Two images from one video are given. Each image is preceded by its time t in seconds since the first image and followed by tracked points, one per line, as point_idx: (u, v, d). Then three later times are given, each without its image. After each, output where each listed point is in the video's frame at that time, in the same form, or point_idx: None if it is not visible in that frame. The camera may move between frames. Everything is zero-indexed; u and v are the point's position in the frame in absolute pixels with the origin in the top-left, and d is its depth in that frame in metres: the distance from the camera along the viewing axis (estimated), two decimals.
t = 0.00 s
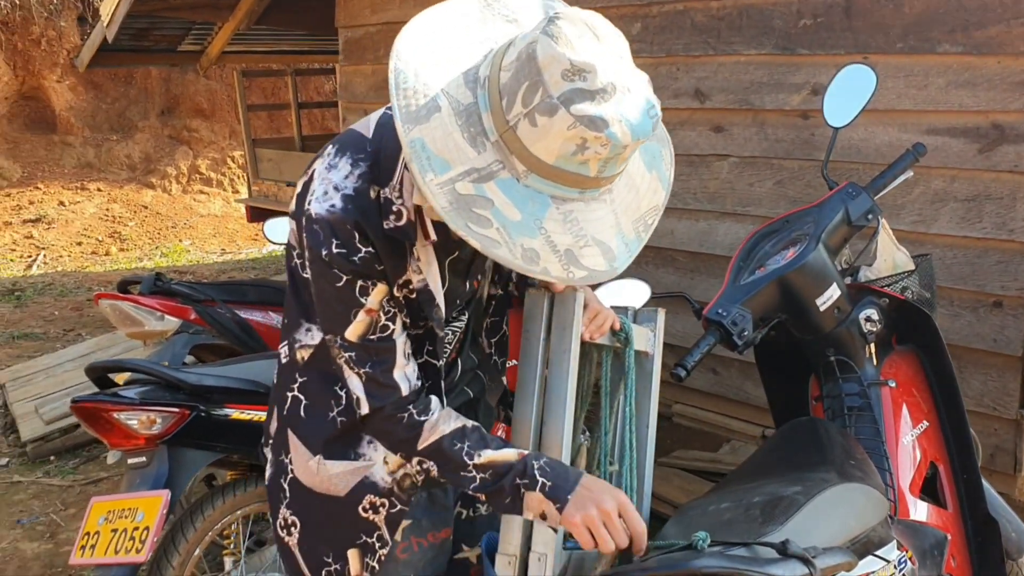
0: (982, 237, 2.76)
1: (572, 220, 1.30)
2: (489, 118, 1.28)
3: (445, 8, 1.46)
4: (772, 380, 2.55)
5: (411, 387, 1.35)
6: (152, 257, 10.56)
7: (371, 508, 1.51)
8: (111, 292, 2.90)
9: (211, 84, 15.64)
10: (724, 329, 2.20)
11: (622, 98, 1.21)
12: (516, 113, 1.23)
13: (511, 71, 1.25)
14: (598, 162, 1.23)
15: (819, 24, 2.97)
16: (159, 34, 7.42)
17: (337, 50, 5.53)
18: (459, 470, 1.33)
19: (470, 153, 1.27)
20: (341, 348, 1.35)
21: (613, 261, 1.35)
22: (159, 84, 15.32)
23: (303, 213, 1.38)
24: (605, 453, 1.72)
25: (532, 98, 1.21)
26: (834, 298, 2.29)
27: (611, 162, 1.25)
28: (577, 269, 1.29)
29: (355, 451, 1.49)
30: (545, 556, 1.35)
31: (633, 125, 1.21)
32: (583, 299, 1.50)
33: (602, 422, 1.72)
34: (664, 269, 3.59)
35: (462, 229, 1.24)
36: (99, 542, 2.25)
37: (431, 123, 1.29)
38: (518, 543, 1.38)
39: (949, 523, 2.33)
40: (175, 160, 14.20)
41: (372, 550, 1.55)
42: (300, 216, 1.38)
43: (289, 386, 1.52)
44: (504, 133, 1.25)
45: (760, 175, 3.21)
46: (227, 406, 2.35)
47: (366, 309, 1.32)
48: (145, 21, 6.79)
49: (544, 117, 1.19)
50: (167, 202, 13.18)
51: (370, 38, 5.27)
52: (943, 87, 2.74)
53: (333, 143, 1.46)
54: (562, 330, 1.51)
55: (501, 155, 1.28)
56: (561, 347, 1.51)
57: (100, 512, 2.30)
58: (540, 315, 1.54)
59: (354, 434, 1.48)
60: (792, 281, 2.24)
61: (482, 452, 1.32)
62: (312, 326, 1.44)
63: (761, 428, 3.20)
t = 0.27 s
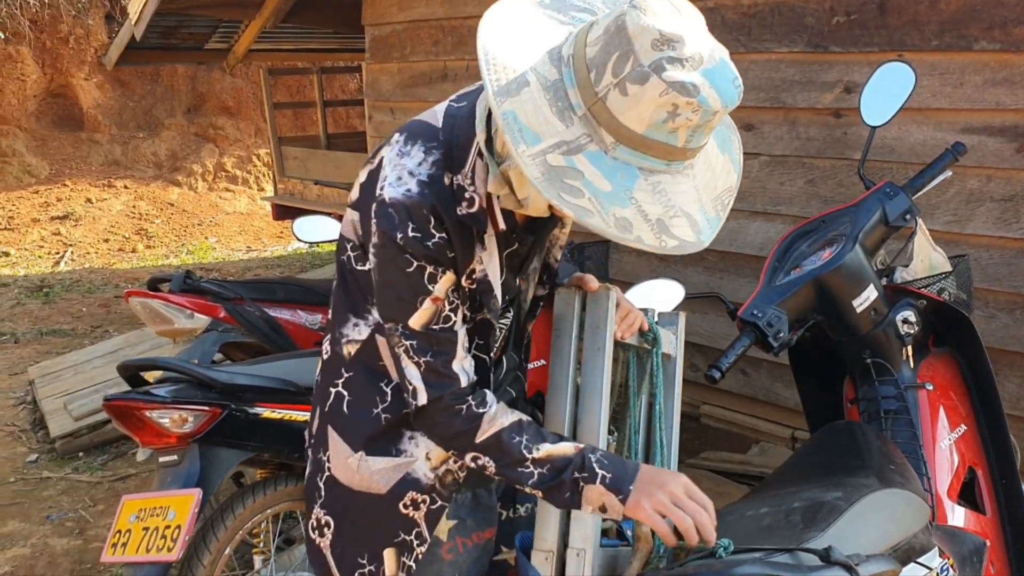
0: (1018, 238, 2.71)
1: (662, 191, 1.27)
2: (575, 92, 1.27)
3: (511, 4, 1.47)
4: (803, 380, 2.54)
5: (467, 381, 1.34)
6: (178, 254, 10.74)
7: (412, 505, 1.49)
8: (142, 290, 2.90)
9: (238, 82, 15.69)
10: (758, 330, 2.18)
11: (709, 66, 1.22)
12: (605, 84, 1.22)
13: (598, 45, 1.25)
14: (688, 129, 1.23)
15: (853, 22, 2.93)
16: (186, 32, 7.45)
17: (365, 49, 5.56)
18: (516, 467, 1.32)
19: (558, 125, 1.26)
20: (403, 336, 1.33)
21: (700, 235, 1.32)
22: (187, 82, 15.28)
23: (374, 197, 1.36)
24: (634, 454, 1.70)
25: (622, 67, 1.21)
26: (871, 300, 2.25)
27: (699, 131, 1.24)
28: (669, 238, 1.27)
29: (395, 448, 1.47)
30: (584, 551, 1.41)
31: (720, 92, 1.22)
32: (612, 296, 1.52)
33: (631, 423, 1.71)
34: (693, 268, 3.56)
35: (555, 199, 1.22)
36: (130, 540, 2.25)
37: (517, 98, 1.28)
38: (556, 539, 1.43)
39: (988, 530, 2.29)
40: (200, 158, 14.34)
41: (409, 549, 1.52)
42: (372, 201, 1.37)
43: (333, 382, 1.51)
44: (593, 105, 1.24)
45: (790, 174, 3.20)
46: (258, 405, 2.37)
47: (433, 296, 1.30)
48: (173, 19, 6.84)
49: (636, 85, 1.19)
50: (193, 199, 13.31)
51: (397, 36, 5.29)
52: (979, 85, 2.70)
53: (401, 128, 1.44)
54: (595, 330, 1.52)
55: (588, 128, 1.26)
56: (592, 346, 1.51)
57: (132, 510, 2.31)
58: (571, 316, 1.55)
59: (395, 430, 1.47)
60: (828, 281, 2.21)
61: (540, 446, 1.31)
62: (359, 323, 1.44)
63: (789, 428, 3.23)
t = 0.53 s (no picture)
0: None
1: (742, 155, 1.25)
2: (655, 59, 1.26)
3: None
4: (834, 380, 2.51)
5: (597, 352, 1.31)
6: (201, 250, 10.86)
7: (518, 500, 1.47)
8: (168, 287, 2.94)
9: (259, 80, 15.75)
10: (790, 331, 2.15)
11: (788, 33, 1.21)
12: (687, 50, 1.22)
13: (681, 13, 1.25)
14: (766, 95, 1.22)
15: (885, 19, 2.91)
16: (210, 30, 7.46)
17: (389, 47, 5.59)
18: (650, 453, 1.29)
19: (641, 90, 1.25)
20: (517, 308, 1.30)
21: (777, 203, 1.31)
22: (209, 79, 15.31)
23: (459, 180, 1.35)
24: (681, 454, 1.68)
25: (705, 32, 1.20)
26: (905, 300, 2.22)
27: (777, 96, 1.23)
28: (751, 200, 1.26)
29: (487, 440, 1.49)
30: (626, 555, 1.46)
31: (801, 57, 1.20)
32: (665, 296, 1.51)
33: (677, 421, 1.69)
34: (719, 269, 3.60)
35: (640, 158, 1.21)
36: (159, 537, 2.25)
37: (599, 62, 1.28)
38: (598, 542, 1.49)
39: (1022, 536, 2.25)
40: (223, 155, 14.44)
41: (520, 546, 1.49)
42: (458, 184, 1.35)
43: (420, 376, 1.53)
44: (675, 70, 1.24)
45: (819, 173, 3.20)
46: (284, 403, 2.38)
47: (542, 263, 1.28)
48: (198, 17, 6.87)
49: (719, 50, 1.18)
50: (216, 197, 13.40)
51: (422, 34, 5.32)
52: (1014, 84, 2.66)
53: (472, 118, 1.44)
54: (644, 330, 1.51)
55: (670, 94, 1.25)
56: (643, 345, 1.51)
57: (160, 507, 2.31)
58: (620, 316, 1.54)
59: (492, 421, 1.47)
60: (862, 282, 2.18)
61: (676, 438, 1.29)
62: (441, 313, 1.50)
63: (816, 431, 3.30)
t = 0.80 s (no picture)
0: None
1: (802, 145, 1.28)
2: (722, 49, 1.30)
3: None
4: (856, 387, 2.50)
5: (639, 343, 1.33)
6: (214, 248, 10.91)
7: (541, 487, 1.47)
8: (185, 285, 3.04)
9: (273, 78, 15.64)
10: (812, 333, 2.15)
11: (852, 31, 1.26)
12: (755, 39, 1.26)
13: (749, 6, 1.29)
14: (830, 87, 1.26)
15: (905, 20, 3.03)
16: (225, 28, 7.48)
17: (404, 46, 5.60)
18: (689, 447, 1.30)
19: (708, 76, 1.28)
20: (562, 292, 1.31)
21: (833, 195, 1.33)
22: (223, 78, 15.20)
23: (516, 164, 1.36)
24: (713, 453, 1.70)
25: (773, 23, 1.24)
26: (928, 303, 2.20)
27: (839, 90, 1.27)
28: (812, 188, 1.28)
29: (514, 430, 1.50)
30: (658, 554, 1.49)
31: (864, 53, 1.25)
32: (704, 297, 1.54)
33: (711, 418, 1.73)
34: (736, 269, 3.89)
35: (709, 139, 1.23)
36: (176, 534, 2.25)
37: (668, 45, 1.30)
38: (630, 542, 1.53)
39: None
40: (236, 154, 14.48)
41: (536, 537, 1.48)
42: (514, 168, 1.36)
43: (455, 359, 1.52)
44: (742, 58, 1.27)
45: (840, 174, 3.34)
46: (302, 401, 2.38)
47: (592, 251, 1.29)
48: (213, 16, 6.88)
49: (787, 39, 1.22)
50: (229, 196, 13.40)
51: (437, 34, 5.33)
52: None
53: (528, 106, 1.45)
54: (683, 329, 1.54)
55: (736, 82, 1.29)
56: (681, 345, 1.53)
57: (178, 504, 2.30)
58: (659, 314, 1.56)
59: (522, 407, 1.46)
60: (885, 285, 2.16)
61: (714, 434, 1.31)
62: (483, 299, 1.49)
63: (832, 433, 3.44)
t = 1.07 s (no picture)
0: None
1: (829, 141, 1.32)
2: (751, 45, 1.33)
3: None
4: (867, 391, 2.50)
5: (676, 332, 1.34)
6: (219, 246, 10.93)
7: (571, 483, 1.50)
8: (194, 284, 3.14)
9: (279, 78, 15.65)
10: (824, 336, 2.13)
11: (878, 31, 1.30)
12: (784, 35, 1.29)
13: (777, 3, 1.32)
14: (856, 85, 1.30)
15: (917, 24, 3.14)
16: (234, 28, 7.48)
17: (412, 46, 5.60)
18: (728, 440, 1.30)
19: (738, 70, 1.31)
20: (596, 284, 1.32)
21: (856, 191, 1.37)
22: (230, 78, 15.20)
23: (546, 160, 1.37)
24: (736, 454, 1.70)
25: (803, 19, 1.28)
26: (941, 308, 2.20)
27: (865, 88, 1.31)
28: (838, 182, 1.31)
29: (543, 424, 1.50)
30: (679, 559, 1.48)
31: (890, 52, 1.29)
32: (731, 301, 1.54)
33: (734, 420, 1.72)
34: (744, 272, 3.90)
35: (741, 130, 1.26)
36: (186, 533, 2.24)
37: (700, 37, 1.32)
38: (652, 546, 1.53)
39: None
40: (242, 153, 14.48)
41: (565, 529, 1.52)
42: (543, 163, 1.38)
43: (482, 358, 1.53)
44: (771, 54, 1.31)
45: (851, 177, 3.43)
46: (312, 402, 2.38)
47: (627, 243, 1.30)
48: (220, 14, 6.87)
49: (816, 36, 1.26)
50: (235, 194, 13.48)
51: (446, 35, 5.33)
52: None
53: (554, 107, 1.47)
54: (709, 333, 1.54)
55: (765, 77, 1.32)
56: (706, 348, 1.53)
57: (188, 503, 2.30)
58: (686, 319, 1.56)
59: (552, 403, 1.47)
60: (898, 290, 2.16)
61: (752, 427, 1.31)
62: (511, 296, 1.51)
63: (840, 438, 3.49)
